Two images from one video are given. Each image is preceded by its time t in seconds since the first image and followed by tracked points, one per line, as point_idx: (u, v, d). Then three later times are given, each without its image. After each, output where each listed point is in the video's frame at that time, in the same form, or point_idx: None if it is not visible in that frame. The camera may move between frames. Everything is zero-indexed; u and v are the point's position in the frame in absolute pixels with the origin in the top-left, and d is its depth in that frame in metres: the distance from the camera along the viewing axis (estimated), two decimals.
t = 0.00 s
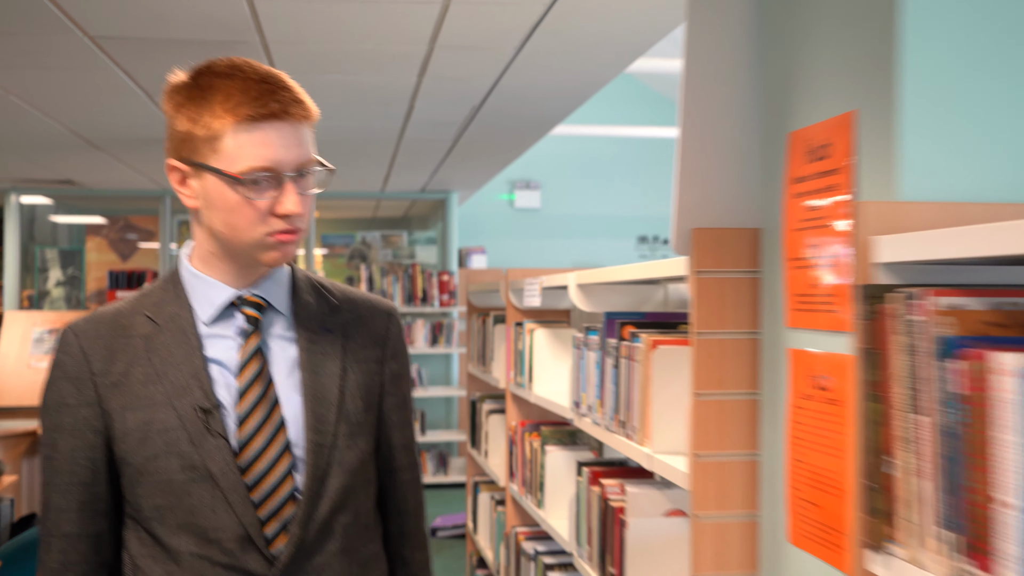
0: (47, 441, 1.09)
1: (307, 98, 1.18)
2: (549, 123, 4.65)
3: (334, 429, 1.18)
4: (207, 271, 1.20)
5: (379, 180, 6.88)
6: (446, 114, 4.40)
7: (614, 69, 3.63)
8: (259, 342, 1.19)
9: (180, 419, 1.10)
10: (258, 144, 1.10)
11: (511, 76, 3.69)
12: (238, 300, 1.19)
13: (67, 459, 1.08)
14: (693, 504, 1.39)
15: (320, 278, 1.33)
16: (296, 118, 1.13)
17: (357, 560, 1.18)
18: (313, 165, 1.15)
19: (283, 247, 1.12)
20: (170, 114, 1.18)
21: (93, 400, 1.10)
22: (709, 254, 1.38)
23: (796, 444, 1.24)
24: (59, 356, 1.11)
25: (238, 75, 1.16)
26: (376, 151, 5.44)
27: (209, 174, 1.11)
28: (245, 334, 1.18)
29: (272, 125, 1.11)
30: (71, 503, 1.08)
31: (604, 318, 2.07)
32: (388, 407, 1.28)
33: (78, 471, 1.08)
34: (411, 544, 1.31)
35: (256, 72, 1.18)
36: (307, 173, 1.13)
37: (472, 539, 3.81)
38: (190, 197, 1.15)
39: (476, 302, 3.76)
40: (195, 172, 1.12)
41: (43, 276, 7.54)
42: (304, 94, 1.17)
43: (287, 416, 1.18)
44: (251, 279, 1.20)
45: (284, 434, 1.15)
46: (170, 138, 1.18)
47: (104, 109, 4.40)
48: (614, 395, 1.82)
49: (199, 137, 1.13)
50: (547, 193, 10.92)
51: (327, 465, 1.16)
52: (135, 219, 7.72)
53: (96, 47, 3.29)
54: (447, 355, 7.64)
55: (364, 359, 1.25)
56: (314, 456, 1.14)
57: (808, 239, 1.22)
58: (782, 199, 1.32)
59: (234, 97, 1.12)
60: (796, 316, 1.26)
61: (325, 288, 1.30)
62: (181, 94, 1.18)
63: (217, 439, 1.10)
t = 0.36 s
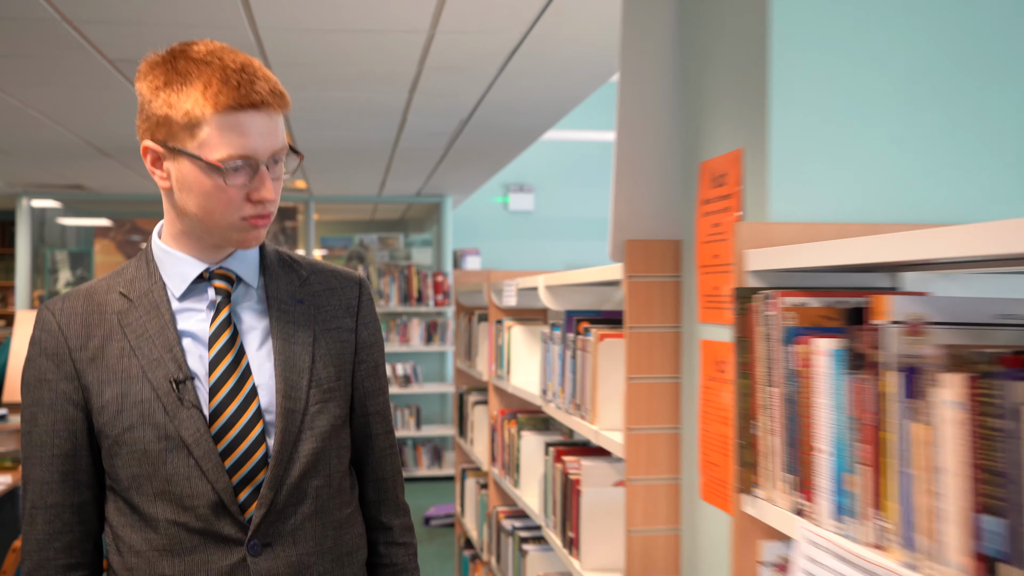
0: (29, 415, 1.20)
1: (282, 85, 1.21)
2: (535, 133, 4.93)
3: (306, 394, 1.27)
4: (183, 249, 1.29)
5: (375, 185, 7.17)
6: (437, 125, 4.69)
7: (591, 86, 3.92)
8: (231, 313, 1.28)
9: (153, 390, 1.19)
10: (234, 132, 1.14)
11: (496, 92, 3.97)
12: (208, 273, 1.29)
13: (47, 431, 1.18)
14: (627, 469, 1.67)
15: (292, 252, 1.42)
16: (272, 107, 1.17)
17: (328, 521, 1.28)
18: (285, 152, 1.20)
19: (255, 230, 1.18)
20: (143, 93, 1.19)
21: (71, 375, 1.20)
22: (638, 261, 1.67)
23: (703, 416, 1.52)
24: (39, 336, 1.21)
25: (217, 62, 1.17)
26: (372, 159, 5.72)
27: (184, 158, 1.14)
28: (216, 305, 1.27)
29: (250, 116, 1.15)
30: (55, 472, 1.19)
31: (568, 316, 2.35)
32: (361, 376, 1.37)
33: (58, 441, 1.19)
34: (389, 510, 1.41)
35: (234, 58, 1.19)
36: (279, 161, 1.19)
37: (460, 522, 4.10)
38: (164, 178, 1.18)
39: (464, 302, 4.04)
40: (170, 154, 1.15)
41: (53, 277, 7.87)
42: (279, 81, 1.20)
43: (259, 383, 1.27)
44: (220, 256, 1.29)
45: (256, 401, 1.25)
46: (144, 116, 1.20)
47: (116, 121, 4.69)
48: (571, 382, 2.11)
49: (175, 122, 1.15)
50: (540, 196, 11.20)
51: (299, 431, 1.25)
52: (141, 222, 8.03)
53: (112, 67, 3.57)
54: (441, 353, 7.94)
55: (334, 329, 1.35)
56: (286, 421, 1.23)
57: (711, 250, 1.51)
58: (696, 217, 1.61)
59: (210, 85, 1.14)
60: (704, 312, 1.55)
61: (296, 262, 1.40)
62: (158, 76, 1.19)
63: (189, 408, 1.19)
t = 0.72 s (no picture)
0: (79, 429, 1.22)
1: (341, 126, 1.26)
2: (523, 141, 5.21)
3: (346, 423, 1.26)
4: (228, 273, 1.29)
5: (374, 188, 7.46)
6: (431, 134, 4.97)
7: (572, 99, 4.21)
8: (274, 340, 1.28)
9: (198, 414, 1.20)
10: (296, 175, 1.20)
11: (485, 104, 4.26)
12: (254, 300, 1.29)
13: (95, 448, 1.20)
14: (585, 440, 1.96)
15: (339, 276, 1.41)
16: (332, 150, 1.23)
17: (363, 546, 1.28)
18: (338, 192, 1.26)
19: (306, 266, 1.24)
20: (206, 126, 1.24)
21: (122, 394, 1.21)
22: (594, 262, 1.95)
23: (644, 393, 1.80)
24: (91, 353, 1.22)
25: (280, 103, 1.22)
26: (370, 165, 6.02)
27: (246, 197, 1.20)
28: (262, 331, 1.28)
29: (311, 159, 1.21)
30: (102, 488, 1.20)
31: (543, 311, 2.63)
32: (402, 403, 1.36)
33: (105, 459, 1.20)
34: (426, 532, 1.40)
35: (296, 100, 1.24)
36: (333, 201, 1.25)
37: (452, 504, 4.39)
38: (222, 210, 1.24)
39: (456, 300, 4.33)
40: (232, 191, 1.21)
41: (64, 276, 8.20)
42: (338, 123, 1.25)
43: (299, 410, 1.26)
44: (267, 283, 1.30)
45: (296, 426, 1.25)
46: (205, 148, 1.25)
47: (129, 130, 4.99)
48: (543, 368, 2.39)
49: (237, 160, 1.20)
50: (535, 197, 11.48)
51: (338, 458, 1.24)
52: (149, 224, 8.35)
53: (130, 84, 3.87)
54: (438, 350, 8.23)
55: (377, 356, 1.33)
56: (324, 448, 1.22)
57: (650, 252, 1.79)
58: (640, 225, 1.90)
59: (273, 128, 1.19)
60: (645, 305, 1.83)
61: (341, 288, 1.38)
62: (220, 112, 1.24)
63: (231, 434, 1.19)
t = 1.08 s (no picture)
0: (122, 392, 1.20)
1: (408, 115, 1.22)
2: (513, 147, 5.48)
3: (391, 395, 1.25)
4: (280, 246, 1.27)
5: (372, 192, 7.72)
6: (424, 141, 5.23)
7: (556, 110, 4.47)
8: (323, 312, 1.26)
9: (246, 379, 1.18)
10: (363, 161, 1.16)
11: (476, 115, 4.51)
12: (303, 271, 1.27)
13: (141, 410, 1.18)
14: (553, 422, 2.21)
15: (380, 252, 1.40)
16: (399, 139, 1.19)
17: (406, 518, 1.26)
18: (400, 178, 1.23)
19: (363, 253, 1.21)
20: (270, 104, 1.20)
21: (169, 358, 1.20)
22: (560, 264, 2.20)
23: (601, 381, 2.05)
24: (135, 316, 1.21)
25: (349, 87, 1.18)
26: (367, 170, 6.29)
27: (310, 180, 1.17)
28: (310, 303, 1.26)
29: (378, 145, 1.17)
30: (144, 450, 1.18)
31: (522, 309, 2.89)
32: (444, 377, 1.34)
33: (149, 421, 1.18)
34: (467, 505, 1.37)
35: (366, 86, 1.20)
36: (395, 188, 1.22)
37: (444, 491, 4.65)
38: (282, 188, 1.20)
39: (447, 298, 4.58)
40: (296, 173, 1.17)
41: (71, 276, 8.46)
42: (406, 112, 1.21)
43: (347, 381, 1.25)
44: (316, 258, 1.28)
45: (344, 398, 1.23)
46: (268, 126, 1.20)
47: (138, 138, 5.24)
48: (521, 360, 2.64)
49: (303, 142, 1.16)
50: (530, 199, 11.74)
51: (384, 429, 1.24)
52: (154, 225, 8.64)
53: (143, 97, 4.12)
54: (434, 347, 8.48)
55: (420, 330, 1.33)
56: (372, 420, 1.22)
57: (605, 257, 2.05)
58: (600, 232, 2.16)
59: (342, 113, 1.15)
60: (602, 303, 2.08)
61: (385, 264, 1.37)
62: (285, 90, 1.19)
63: (279, 400, 1.18)
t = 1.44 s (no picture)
0: (109, 453, 1.07)
1: (399, 159, 1.09)
2: (505, 150, 5.69)
3: (395, 418, 1.18)
4: (261, 278, 1.17)
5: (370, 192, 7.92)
6: (420, 144, 5.44)
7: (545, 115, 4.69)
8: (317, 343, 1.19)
9: (249, 425, 1.09)
10: (349, 219, 1.05)
11: (469, 119, 4.72)
12: (292, 302, 1.19)
13: (136, 470, 1.07)
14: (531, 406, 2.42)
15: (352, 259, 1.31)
16: (389, 192, 1.07)
17: (422, 534, 1.21)
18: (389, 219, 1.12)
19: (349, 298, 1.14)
20: (251, 150, 1.05)
21: (159, 413, 1.08)
22: (538, 262, 2.42)
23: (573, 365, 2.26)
24: (116, 370, 1.07)
25: (341, 143, 1.04)
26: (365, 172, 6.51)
27: (294, 236, 1.06)
28: (302, 337, 1.18)
29: (369, 206, 1.06)
30: (145, 511, 1.08)
31: (507, 303, 3.11)
32: (436, 383, 1.28)
33: (148, 479, 1.07)
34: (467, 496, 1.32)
35: (359, 136, 1.06)
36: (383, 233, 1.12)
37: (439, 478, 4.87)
38: (266, 236, 1.09)
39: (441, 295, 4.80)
40: (278, 226, 1.07)
41: (78, 274, 8.69)
42: (396, 158, 1.08)
43: (348, 409, 1.18)
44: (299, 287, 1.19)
45: (348, 428, 1.16)
46: (245, 168, 1.07)
47: (147, 142, 5.47)
48: (505, 350, 2.86)
49: (288, 200, 1.04)
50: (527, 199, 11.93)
51: (392, 454, 1.16)
52: (158, 225, 8.91)
53: (151, 104, 4.34)
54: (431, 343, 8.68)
55: (409, 342, 1.25)
56: (381, 447, 1.13)
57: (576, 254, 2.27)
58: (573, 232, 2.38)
59: (332, 177, 1.02)
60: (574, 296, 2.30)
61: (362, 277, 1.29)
62: (267, 136, 1.04)
63: (287, 442, 1.10)
